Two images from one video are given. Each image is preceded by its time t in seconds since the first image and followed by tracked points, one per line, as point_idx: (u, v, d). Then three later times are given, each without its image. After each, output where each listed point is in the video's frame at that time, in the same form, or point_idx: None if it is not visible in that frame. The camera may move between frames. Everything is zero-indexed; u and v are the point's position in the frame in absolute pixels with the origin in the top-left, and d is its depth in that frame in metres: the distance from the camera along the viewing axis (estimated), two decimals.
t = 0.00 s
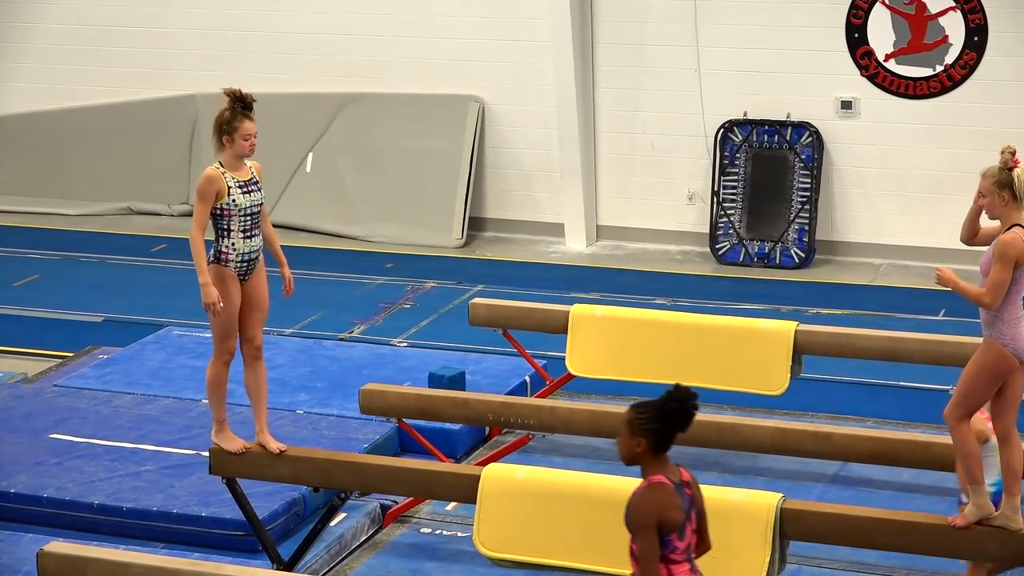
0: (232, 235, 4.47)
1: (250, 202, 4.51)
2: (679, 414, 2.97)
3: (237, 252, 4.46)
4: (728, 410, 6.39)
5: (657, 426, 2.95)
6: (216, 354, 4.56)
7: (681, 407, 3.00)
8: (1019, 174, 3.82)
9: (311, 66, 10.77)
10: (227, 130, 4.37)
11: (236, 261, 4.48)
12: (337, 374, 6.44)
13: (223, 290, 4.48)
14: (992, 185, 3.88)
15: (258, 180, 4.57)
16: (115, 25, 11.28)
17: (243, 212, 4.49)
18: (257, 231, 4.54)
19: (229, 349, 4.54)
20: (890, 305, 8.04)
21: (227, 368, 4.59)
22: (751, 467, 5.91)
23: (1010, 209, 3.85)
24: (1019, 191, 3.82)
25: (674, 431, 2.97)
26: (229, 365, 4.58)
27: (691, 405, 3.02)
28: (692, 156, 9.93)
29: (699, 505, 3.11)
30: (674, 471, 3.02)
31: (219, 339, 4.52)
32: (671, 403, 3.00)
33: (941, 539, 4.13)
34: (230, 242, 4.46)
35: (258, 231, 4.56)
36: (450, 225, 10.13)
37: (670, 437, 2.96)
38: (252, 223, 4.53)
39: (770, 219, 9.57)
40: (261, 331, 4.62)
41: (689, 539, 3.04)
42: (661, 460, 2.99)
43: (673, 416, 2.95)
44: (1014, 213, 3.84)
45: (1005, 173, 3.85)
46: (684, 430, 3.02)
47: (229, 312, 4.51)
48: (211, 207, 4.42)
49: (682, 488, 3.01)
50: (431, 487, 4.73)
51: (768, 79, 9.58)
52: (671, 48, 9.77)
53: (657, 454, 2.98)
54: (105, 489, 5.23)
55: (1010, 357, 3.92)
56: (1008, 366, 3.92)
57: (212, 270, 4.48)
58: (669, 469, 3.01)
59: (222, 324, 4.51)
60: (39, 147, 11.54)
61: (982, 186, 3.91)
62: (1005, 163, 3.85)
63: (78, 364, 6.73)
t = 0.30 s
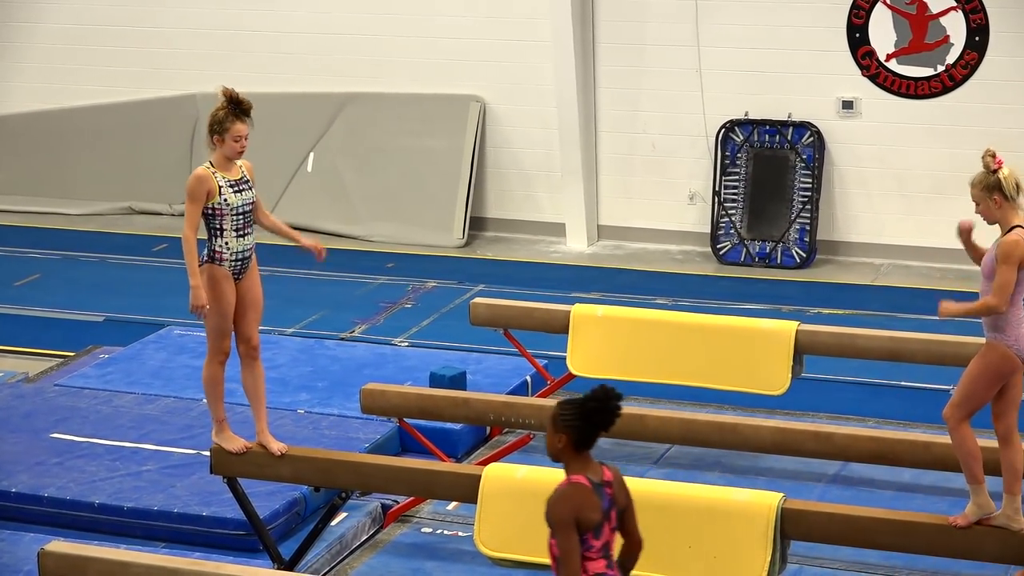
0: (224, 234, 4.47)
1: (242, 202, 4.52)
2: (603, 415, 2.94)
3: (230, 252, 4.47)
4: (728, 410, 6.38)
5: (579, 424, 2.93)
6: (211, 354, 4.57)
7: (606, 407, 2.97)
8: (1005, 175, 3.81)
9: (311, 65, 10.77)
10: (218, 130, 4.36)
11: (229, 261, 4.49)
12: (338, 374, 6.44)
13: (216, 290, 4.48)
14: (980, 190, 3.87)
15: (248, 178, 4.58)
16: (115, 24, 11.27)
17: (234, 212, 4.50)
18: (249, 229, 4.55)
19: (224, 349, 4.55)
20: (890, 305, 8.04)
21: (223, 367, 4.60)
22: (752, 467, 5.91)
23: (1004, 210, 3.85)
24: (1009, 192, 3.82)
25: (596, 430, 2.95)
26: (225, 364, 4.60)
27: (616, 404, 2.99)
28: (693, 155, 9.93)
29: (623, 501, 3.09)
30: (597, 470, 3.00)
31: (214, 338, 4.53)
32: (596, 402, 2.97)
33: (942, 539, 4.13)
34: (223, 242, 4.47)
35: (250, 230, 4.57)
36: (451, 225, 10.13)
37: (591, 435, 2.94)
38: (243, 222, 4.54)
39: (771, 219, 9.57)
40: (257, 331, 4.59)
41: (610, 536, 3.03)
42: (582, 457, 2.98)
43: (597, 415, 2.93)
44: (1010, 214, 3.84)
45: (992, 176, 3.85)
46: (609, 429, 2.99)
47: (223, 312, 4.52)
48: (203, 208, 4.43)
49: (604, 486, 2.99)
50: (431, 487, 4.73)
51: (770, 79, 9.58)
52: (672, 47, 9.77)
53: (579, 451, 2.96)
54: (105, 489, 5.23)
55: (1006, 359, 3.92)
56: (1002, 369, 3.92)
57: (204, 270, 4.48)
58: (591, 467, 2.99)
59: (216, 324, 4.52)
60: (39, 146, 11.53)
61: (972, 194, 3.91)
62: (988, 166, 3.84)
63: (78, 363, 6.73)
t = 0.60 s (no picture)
0: (209, 235, 4.47)
1: (225, 203, 4.52)
2: (516, 407, 3.01)
3: (214, 252, 4.47)
4: (721, 410, 6.39)
5: (492, 418, 3.00)
6: (198, 355, 4.56)
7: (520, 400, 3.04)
8: (980, 173, 3.81)
9: (304, 65, 10.77)
10: (203, 131, 4.37)
11: (214, 261, 4.49)
12: (330, 374, 6.44)
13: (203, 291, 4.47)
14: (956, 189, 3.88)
15: (230, 179, 4.58)
16: (108, 25, 11.26)
17: (218, 213, 4.49)
18: (232, 230, 4.55)
19: (211, 349, 4.54)
20: (883, 305, 8.05)
21: (211, 368, 4.59)
22: (745, 467, 5.92)
23: (980, 208, 3.85)
24: (985, 189, 3.82)
25: (511, 423, 3.01)
26: (212, 365, 4.59)
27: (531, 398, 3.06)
28: (687, 155, 9.93)
29: (546, 495, 3.15)
30: (515, 463, 3.06)
31: (202, 339, 4.52)
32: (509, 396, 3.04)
33: (934, 539, 4.14)
34: (208, 242, 4.47)
35: (234, 231, 4.57)
36: (444, 225, 10.13)
37: (506, 428, 3.01)
38: (227, 223, 4.54)
39: (763, 219, 9.58)
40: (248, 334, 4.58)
41: (531, 529, 3.08)
42: (499, 451, 3.04)
43: (510, 407, 3.00)
44: (985, 211, 3.84)
45: (968, 174, 3.85)
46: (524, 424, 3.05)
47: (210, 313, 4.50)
48: (189, 209, 4.43)
49: (523, 479, 3.05)
50: (424, 488, 4.75)
51: (762, 79, 9.58)
52: (664, 48, 9.78)
53: (495, 444, 3.03)
54: (98, 490, 5.23)
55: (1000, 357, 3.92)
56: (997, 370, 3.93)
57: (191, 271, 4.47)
58: (510, 460, 3.06)
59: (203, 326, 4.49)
60: (32, 147, 11.53)
61: (949, 193, 3.92)
62: (963, 164, 3.84)
63: (71, 364, 6.73)
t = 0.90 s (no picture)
0: (201, 234, 4.48)
1: (214, 199, 4.52)
2: (430, 400, 3.07)
3: (206, 251, 4.49)
4: (711, 408, 6.39)
5: (408, 407, 3.07)
6: (190, 354, 4.57)
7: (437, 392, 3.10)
8: (974, 172, 3.83)
9: (293, 64, 10.76)
10: (190, 130, 4.38)
11: (206, 261, 4.50)
12: (320, 373, 6.43)
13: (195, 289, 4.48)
14: (949, 186, 3.90)
15: (218, 176, 4.58)
16: (99, 24, 11.26)
17: (208, 211, 4.50)
18: (223, 227, 4.56)
19: (203, 348, 4.55)
20: (872, 302, 8.06)
21: (202, 368, 4.60)
22: (735, 464, 5.92)
23: (971, 207, 3.88)
24: (977, 189, 3.84)
25: (426, 415, 3.08)
26: (203, 364, 4.61)
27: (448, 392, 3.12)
28: (676, 153, 9.94)
29: (461, 487, 3.23)
30: (430, 454, 3.15)
31: (192, 338, 4.53)
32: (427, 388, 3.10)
33: (923, 535, 4.14)
34: (200, 241, 4.48)
35: (225, 228, 4.58)
36: (433, 224, 10.13)
37: (419, 419, 3.08)
38: (218, 220, 4.55)
39: (753, 216, 9.59)
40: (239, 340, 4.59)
41: (440, 519, 3.17)
42: (413, 439, 3.12)
43: (424, 399, 3.06)
44: (976, 211, 3.87)
45: (961, 173, 3.86)
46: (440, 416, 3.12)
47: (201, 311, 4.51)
48: (179, 210, 4.42)
49: (434, 470, 3.13)
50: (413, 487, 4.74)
51: (751, 77, 9.59)
52: (653, 46, 9.78)
53: (409, 434, 3.11)
54: (88, 490, 5.23)
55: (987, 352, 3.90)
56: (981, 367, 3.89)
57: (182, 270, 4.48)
58: (424, 450, 3.14)
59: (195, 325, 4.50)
60: (24, 146, 11.54)
61: (943, 191, 3.94)
62: (957, 162, 3.85)
63: (60, 364, 6.73)
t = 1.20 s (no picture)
0: (200, 232, 4.47)
1: (213, 197, 4.52)
2: (342, 392, 3.07)
3: (207, 250, 4.48)
4: (701, 407, 6.39)
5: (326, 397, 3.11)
6: (184, 353, 4.56)
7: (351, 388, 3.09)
8: (980, 171, 3.80)
9: (284, 62, 10.76)
10: (188, 126, 4.37)
11: (206, 261, 4.50)
12: (310, 372, 6.43)
13: (192, 289, 4.48)
14: (954, 184, 3.86)
15: (215, 173, 4.58)
16: (91, 23, 11.25)
17: (207, 208, 4.49)
18: (223, 226, 4.56)
19: (198, 348, 4.55)
20: (863, 301, 8.06)
21: (195, 367, 4.60)
22: (725, 463, 5.92)
23: (976, 206, 3.85)
24: (983, 188, 3.81)
25: (342, 405, 3.07)
26: (196, 364, 4.60)
27: (364, 388, 3.10)
28: (667, 152, 9.94)
29: (386, 485, 3.13)
30: (350, 445, 3.12)
31: (188, 338, 4.53)
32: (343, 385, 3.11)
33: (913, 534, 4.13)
34: (200, 240, 4.47)
35: (223, 226, 4.58)
36: (424, 223, 10.12)
37: (335, 409, 3.08)
38: (217, 218, 4.55)
39: (744, 215, 9.59)
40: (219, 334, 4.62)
41: (355, 512, 3.10)
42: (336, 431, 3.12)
43: (335, 387, 3.08)
44: (982, 209, 3.85)
45: (967, 172, 3.83)
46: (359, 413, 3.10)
47: (198, 312, 4.51)
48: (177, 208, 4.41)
49: (347, 461, 3.10)
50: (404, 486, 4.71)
51: (742, 76, 9.59)
52: (644, 45, 9.78)
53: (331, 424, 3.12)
54: (78, 489, 5.22)
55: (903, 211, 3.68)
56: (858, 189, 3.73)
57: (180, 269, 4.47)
58: (347, 443, 3.12)
59: (192, 325, 4.50)
60: (16, 145, 11.52)
61: (946, 189, 3.90)
62: (964, 161, 3.81)
63: (50, 363, 6.71)
